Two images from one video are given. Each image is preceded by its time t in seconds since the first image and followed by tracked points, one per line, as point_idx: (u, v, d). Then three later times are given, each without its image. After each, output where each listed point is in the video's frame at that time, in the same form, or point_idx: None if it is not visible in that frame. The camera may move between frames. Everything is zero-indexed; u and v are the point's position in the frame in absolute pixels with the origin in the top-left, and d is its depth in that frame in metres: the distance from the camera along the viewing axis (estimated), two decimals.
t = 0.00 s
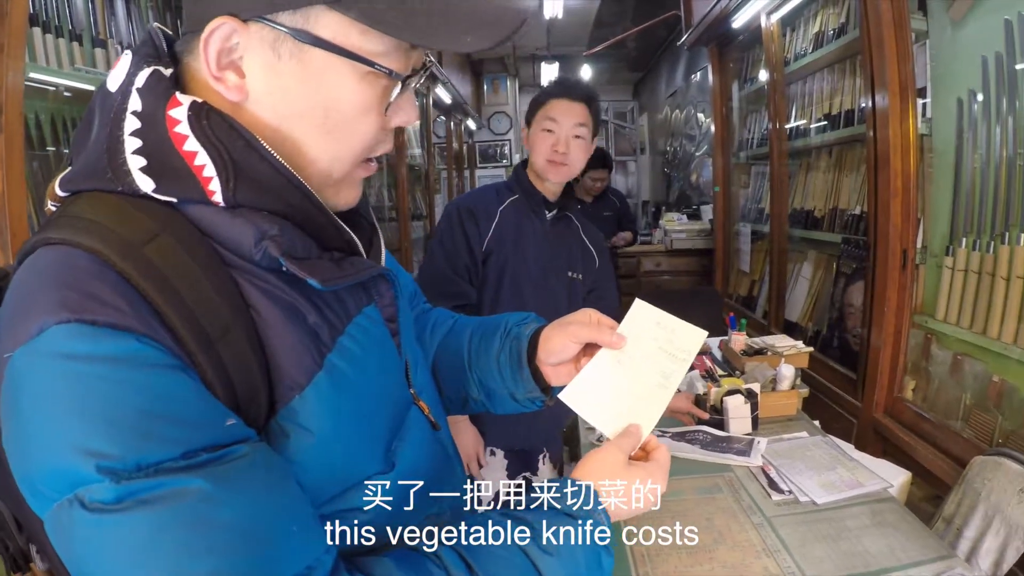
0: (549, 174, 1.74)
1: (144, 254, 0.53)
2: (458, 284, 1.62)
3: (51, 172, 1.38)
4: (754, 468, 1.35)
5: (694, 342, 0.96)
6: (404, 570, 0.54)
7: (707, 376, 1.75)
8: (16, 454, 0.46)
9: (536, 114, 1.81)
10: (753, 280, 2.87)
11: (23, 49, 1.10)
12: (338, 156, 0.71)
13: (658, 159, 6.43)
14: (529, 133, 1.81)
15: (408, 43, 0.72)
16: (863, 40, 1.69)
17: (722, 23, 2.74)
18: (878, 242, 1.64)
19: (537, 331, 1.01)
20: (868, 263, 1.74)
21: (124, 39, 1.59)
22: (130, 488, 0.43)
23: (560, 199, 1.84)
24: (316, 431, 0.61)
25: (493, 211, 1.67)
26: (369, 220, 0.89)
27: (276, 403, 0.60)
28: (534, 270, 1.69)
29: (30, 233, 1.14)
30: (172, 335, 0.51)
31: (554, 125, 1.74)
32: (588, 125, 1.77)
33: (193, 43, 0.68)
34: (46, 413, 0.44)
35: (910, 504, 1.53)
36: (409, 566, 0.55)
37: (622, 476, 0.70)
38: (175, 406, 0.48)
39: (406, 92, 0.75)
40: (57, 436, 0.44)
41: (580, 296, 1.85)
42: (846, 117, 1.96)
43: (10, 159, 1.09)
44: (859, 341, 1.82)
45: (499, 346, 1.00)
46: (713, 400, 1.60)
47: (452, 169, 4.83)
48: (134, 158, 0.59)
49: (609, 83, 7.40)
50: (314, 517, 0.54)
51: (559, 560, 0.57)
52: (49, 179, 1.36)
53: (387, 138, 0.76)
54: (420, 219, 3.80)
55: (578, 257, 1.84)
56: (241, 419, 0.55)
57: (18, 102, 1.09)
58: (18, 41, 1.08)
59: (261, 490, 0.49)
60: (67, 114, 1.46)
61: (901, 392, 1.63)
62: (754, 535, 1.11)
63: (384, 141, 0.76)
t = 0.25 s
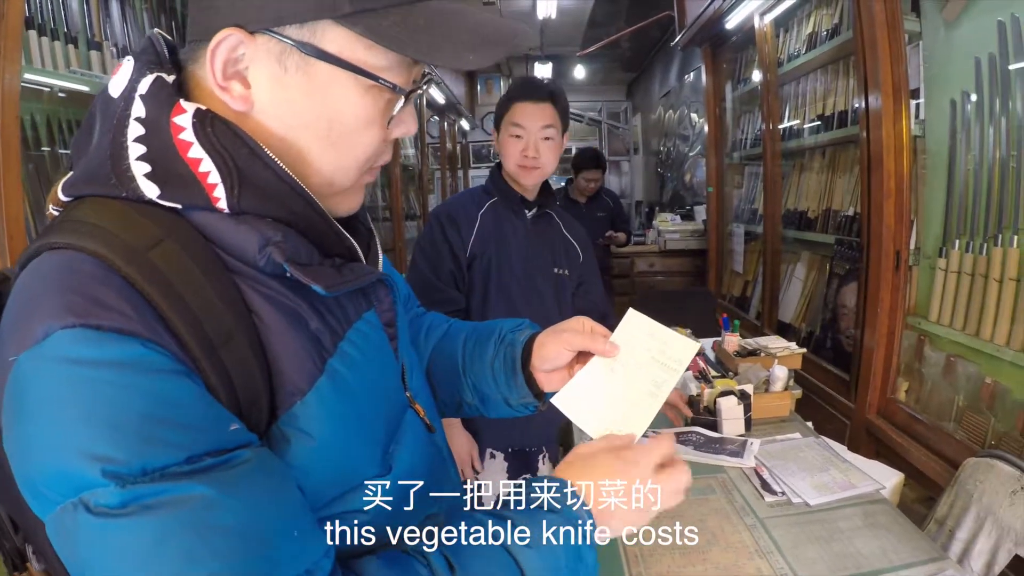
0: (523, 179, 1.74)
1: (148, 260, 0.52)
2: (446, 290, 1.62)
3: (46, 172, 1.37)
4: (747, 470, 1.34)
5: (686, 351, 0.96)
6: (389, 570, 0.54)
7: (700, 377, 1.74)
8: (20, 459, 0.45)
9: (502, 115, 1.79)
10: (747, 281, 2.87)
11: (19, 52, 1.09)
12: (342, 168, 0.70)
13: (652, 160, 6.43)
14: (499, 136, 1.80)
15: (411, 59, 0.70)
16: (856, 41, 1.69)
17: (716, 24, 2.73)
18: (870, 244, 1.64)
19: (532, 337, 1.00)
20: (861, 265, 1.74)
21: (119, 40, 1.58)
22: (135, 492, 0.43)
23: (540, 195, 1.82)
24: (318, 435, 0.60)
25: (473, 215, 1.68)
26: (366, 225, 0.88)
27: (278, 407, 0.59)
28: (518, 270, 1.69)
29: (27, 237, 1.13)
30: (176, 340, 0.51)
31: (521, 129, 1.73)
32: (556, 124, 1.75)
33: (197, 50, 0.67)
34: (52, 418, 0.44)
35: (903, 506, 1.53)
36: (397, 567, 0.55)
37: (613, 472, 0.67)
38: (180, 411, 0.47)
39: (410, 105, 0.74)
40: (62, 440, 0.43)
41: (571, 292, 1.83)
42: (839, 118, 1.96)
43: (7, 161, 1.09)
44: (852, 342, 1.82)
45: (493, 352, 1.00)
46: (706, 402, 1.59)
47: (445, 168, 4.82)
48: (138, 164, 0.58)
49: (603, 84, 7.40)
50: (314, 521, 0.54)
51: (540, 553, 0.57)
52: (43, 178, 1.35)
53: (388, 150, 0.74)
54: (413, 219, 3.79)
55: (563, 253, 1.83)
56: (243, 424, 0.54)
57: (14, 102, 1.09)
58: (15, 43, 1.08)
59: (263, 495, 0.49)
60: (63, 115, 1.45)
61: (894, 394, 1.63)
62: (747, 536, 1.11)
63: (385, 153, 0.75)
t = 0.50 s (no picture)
0: (510, 178, 1.73)
1: (156, 263, 0.52)
2: (440, 297, 1.62)
3: (44, 172, 1.36)
4: (745, 471, 1.34)
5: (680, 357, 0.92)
6: (392, 534, 0.54)
7: (698, 377, 1.74)
8: (33, 460, 0.45)
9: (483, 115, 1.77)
10: (745, 281, 2.87)
11: (19, 54, 1.09)
12: (341, 176, 0.69)
13: (650, 159, 6.43)
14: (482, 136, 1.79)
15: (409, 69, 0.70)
16: (855, 41, 1.68)
17: (715, 24, 2.73)
18: (870, 239, 1.63)
19: (526, 344, 1.00)
20: (859, 266, 1.74)
21: (117, 41, 1.58)
22: (152, 480, 0.43)
23: (528, 194, 1.83)
24: (321, 435, 0.60)
25: (464, 219, 1.67)
26: (367, 230, 0.87)
27: (281, 408, 0.58)
28: (509, 273, 1.69)
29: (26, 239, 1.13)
30: (183, 340, 0.50)
31: (504, 128, 1.72)
32: (538, 120, 1.74)
33: (198, 56, 0.66)
34: (62, 416, 0.44)
35: (901, 508, 1.52)
36: (397, 534, 0.54)
37: (599, 419, 0.66)
38: (188, 403, 0.47)
39: (408, 112, 0.74)
40: (74, 437, 0.43)
41: (559, 287, 1.89)
42: (837, 119, 1.95)
43: (7, 164, 1.08)
44: (850, 343, 1.82)
45: (488, 361, 0.99)
46: (704, 403, 1.59)
47: (443, 168, 4.81)
48: (140, 169, 0.57)
49: (601, 83, 7.39)
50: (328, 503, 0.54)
51: (536, 481, 0.56)
52: (40, 178, 1.34)
53: (387, 157, 0.74)
54: (411, 218, 3.79)
55: (553, 251, 1.87)
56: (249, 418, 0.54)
57: (14, 104, 1.09)
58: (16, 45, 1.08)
59: (276, 477, 0.49)
60: (63, 116, 1.45)
61: (891, 395, 1.63)
62: (745, 538, 1.10)
63: (382, 160, 0.74)
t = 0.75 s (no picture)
0: (507, 179, 1.75)
1: (167, 274, 0.53)
2: (442, 300, 1.61)
3: (46, 172, 1.35)
4: (746, 472, 1.35)
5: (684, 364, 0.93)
6: (397, 539, 0.55)
7: (699, 377, 1.74)
8: (45, 468, 0.46)
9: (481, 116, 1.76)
10: (746, 280, 2.87)
11: (22, 55, 1.08)
12: (347, 183, 0.70)
13: (651, 158, 6.42)
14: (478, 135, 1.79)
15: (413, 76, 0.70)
16: (856, 41, 1.68)
17: (716, 23, 2.72)
18: (870, 238, 1.63)
19: (527, 347, 1.01)
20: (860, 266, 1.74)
21: (119, 42, 1.57)
22: (165, 489, 0.44)
23: (523, 195, 1.86)
24: (330, 441, 0.60)
25: (462, 221, 1.66)
26: (371, 237, 0.88)
27: (289, 414, 0.59)
28: (508, 274, 1.70)
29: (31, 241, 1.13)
30: (193, 349, 0.51)
31: (501, 129, 1.72)
32: (535, 122, 1.74)
33: (205, 65, 0.67)
34: (76, 426, 0.44)
35: (902, 508, 1.53)
36: (402, 539, 0.55)
37: (601, 428, 0.66)
38: (200, 412, 0.48)
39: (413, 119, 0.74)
40: (87, 446, 0.44)
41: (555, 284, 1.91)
42: (839, 119, 1.95)
43: (10, 167, 1.08)
44: (851, 342, 1.82)
45: (490, 364, 1.00)
46: (706, 404, 1.60)
47: (444, 166, 4.81)
48: (148, 179, 0.58)
49: (602, 82, 7.38)
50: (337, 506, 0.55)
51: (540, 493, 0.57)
52: (42, 178, 1.34)
53: (392, 164, 0.74)
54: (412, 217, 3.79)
55: (548, 249, 1.88)
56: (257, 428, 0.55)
57: (17, 107, 1.08)
58: (17, 48, 1.08)
59: (287, 482, 0.50)
60: (64, 118, 1.44)
61: (892, 396, 1.63)
62: (746, 539, 1.11)
63: (389, 166, 0.75)
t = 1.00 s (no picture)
0: (510, 184, 1.75)
1: (176, 279, 0.54)
2: (447, 301, 1.62)
3: (54, 171, 1.35)
4: (749, 472, 1.35)
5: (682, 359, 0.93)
6: (398, 535, 0.56)
7: (703, 378, 1.75)
8: (59, 465, 0.47)
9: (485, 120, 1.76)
10: (750, 281, 2.88)
11: (33, 55, 1.07)
12: (351, 190, 0.71)
13: (655, 158, 6.42)
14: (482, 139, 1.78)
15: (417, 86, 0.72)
16: (859, 41, 1.69)
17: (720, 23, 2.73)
18: (873, 239, 1.64)
19: (531, 347, 1.02)
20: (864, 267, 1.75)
21: (127, 44, 1.57)
22: (174, 486, 0.45)
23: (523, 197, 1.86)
24: (334, 439, 0.62)
25: (464, 223, 1.68)
26: (376, 240, 0.89)
27: (294, 413, 0.60)
28: (509, 275, 1.72)
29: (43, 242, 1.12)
30: (202, 351, 0.53)
31: (506, 135, 1.71)
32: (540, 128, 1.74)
33: (213, 73, 0.69)
34: (89, 425, 0.46)
35: (904, 508, 1.53)
36: (403, 536, 0.56)
37: (596, 430, 0.67)
38: (208, 412, 0.49)
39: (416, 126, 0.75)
40: (100, 445, 0.45)
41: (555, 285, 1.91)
42: (842, 120, 1.96)
43: (21, 171, 1.07)
44: (854, 343, 1.83)
45: (494, 362, 1.01)
46: (709, 404, 1.60)
47: (448, 167, 4.82)
48: (158, 185, 0.59)
49: (606, 82, 7.39)
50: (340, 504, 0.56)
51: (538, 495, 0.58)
52: (51, 177, 1.33)
53: (397, 169, 0.76)
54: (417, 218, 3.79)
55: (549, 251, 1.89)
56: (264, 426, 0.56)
57: (28, 109, 1.06)
58: (28, 49, 1.06)
59: (291, 481, 0.51)
60: (71, 119, 1.44)
61: (895, 396, 1.63)
62: (748, 538, 1.12)
63: (394, 172, 0.76)
